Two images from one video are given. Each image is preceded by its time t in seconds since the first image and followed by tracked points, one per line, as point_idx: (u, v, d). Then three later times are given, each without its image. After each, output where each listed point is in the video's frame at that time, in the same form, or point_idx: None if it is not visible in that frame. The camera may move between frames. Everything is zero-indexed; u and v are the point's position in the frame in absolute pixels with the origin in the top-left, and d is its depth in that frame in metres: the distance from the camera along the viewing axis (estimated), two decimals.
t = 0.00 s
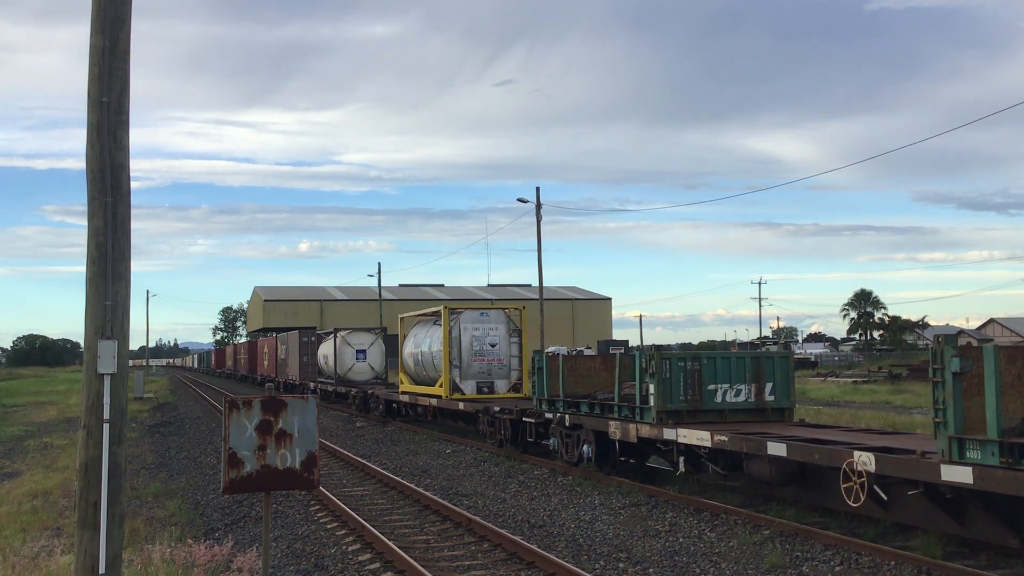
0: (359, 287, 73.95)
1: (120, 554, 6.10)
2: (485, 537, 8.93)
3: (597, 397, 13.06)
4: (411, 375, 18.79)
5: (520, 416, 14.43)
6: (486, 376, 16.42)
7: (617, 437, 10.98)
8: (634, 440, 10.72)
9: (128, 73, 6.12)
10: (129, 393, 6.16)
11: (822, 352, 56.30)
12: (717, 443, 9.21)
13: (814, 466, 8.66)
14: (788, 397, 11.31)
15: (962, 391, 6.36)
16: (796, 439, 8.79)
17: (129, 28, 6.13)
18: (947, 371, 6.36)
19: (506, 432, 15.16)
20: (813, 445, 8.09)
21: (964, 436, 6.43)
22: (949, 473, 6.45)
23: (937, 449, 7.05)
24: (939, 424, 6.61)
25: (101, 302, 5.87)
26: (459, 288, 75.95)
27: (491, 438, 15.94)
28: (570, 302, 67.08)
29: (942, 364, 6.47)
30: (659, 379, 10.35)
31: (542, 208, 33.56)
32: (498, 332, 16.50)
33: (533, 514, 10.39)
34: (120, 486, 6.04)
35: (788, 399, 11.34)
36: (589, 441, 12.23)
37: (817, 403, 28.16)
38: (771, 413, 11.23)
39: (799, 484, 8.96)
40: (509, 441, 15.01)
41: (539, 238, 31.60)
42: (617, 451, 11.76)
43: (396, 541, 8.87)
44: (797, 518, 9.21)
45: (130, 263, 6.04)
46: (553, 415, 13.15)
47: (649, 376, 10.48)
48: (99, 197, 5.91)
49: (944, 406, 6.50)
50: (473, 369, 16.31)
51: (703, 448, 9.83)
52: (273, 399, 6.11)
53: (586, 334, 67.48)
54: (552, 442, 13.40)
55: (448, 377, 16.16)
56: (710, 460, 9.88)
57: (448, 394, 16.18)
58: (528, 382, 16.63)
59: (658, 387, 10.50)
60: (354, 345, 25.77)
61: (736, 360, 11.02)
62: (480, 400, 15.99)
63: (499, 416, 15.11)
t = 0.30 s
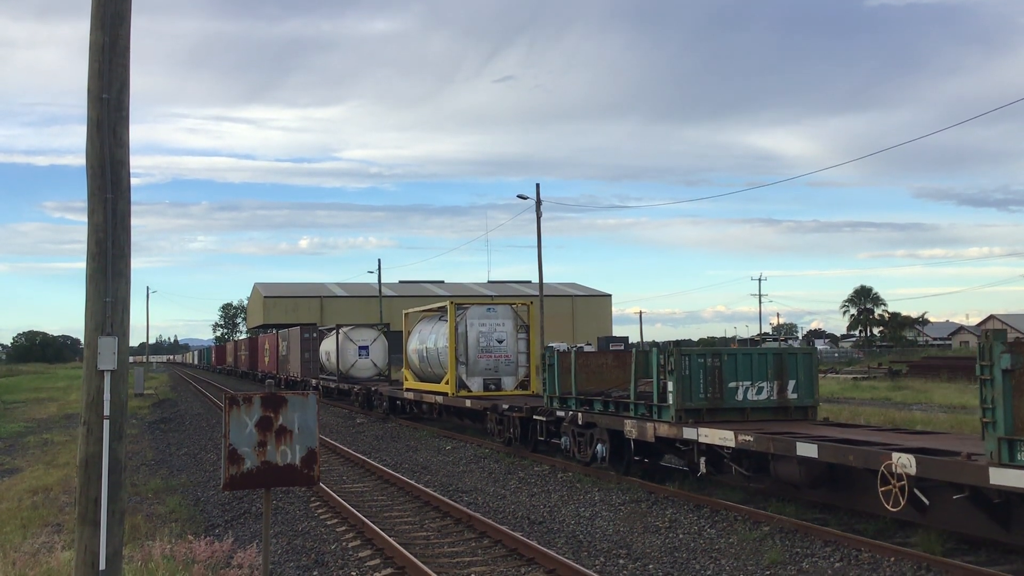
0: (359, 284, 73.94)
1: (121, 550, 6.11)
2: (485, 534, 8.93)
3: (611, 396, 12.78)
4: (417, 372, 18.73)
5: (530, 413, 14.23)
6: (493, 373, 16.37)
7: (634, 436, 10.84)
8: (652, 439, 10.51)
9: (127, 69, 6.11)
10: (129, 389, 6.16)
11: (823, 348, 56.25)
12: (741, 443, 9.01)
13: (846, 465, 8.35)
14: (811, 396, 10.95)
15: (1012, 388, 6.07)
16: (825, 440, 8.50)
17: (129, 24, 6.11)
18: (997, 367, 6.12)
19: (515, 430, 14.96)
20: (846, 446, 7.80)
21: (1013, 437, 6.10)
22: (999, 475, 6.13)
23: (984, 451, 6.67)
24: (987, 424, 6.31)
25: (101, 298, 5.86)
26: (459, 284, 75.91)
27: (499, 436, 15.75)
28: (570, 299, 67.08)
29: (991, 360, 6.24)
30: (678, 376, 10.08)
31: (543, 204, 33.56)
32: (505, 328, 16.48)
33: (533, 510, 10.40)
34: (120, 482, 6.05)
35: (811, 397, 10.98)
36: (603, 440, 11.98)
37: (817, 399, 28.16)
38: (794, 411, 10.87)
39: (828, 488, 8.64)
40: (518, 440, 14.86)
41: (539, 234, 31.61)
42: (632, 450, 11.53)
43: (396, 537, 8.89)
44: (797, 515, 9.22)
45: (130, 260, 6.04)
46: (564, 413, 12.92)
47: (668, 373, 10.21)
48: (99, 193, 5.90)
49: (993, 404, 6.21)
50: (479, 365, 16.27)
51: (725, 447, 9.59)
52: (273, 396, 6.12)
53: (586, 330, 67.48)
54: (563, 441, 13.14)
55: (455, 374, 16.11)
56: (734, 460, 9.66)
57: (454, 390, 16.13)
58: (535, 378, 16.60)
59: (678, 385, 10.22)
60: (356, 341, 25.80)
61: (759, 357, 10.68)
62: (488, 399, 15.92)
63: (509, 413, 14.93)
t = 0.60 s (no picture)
0: (359, 281, 73.85)
1: (121, 547, 6.11)
2: (485, 531, 8.93)
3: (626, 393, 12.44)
4: (423, 370, 18.67)
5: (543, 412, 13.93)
6: (501, 370, 16.32)
7: (651, 436, 10.53)
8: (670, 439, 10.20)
9: (127, 67, 6.10)
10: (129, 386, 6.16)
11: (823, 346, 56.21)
12: (768, 444, 8.57)
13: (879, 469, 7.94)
14: (837, 394, 10.56)
15: None
16: (856, 440, 8.10)
17: (128, 21, 6.10)
18: None
19: (526, 429, 14.65)
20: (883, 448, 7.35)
21: None
22: None
23: None
24: None
25: (101, 295, 5.86)
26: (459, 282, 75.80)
27: (508, 436, 15.43)
28: (570, 296, 67.09)
29: None
30: (698, 373, 9.82)
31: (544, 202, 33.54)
32: (513, 325, 16.41)
33: (533, 508, 10.40)
34: (120, 479, 6.05)
35: (837, 396, 10.60)
36: (617, 440, 11.66)
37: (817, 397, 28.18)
38: (819, 412, 10.50)
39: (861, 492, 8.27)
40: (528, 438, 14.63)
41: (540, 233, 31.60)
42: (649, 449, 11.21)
43: (396, 534, 8.89)
44: (797, 512, 9.22)
45: (130, 257, 6.04)
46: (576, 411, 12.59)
47: (688, 370, 9.96)
48: (99, 190, 5.90)
49: None
50: (486, 362, 16.20)
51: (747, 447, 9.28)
52: (273, 393, 6.12)
53: (586, 328, 67.47)
54: (575, 441, 12.80)
55: (462, 372, 16.04)
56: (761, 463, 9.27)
57: (461, 389, 16.04)
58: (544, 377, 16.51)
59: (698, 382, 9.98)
60: (359, 339, 25.76)
61: (782, 354, 10.38)
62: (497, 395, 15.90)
63: (520, 412, 14.65)
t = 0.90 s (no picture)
0: (359, 279, 73.83)
1: (121, 545, 6.12)
2: (485, 529, 8.94)
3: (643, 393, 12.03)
4: (428, 367, 18.62)
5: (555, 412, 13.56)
6: (508, 369, 16.29)
7: (671, 438, 10.20)
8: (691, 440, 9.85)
9: (127, 65, 6.10)
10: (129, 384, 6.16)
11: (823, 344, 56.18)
12: (798, 446, 8.24)
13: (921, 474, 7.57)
14: (864, 393, 10.05)
15: None
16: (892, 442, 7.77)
17: (128, 19, 6.09)
18: None
19: (536, 430, 14.29)
20: (924, 452, 6.98)
21: None
22: None
23: None
24: None
25: (101, 294, 5.86)
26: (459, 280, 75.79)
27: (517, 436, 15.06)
28: (570, 294, 67.07)
29: None
30: (720, 373, 9.39)
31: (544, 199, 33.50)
32: (521, 323, 16.30)
33: (533, 506, 10.41)
34: (120, 477, 6.06)
35: (865, 395, 10.07)
36: (633, 441, 11.25)
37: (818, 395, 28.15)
38: (846, 412, 9.96)
39: (901, 498, 7.90)
40: (538, 439, 14.27)
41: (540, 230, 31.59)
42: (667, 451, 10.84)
43: (396, 532, 8.90)
44: (796, 510, 9.24)
45: (130, 255, 6.04)
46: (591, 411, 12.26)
47: (710, 369, 9.52)
48: (99, 188, 5.89)
49: None
50: (494, 360, 16.15)
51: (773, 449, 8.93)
52: (273, 391, 6.12)
53: (586, 325, 67.47)
54: (588, 442, 12.43)
55: (468, 370, 15.97)
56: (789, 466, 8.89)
57: (467, 387, 15.98)
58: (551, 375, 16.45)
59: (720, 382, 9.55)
60: (361, 336, 25.73)
61: (808, 352, 9.89)
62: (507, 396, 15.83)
63: (529, 412, 14.29)
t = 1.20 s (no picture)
0: (359, 279, 73.80)
1: (121, 545, 6.12)
2: (485, 529, 8.94)
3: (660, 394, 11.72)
4: (434, 368, 18.53)
5: (567, 413, 13.28)
6: (516, 369, 16.18)
7: (691, 440, 9.95)
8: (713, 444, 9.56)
9: (127, 64, 6.10)
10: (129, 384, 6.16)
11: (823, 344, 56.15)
12: (830, 451, 7.92)
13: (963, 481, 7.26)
14: (894, 395, 9.80)
15: None
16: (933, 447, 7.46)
17: (128, 18, 6.09)
18: None
19: (547, 432, 14.01)
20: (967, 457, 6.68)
21: None
22: None
23: None
24: None
25: (101, 294, 5.86)
26: (459, 280, 75.73)
27: (528, 439, 14.79)
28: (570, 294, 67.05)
29: None
30: (744, 374, 9.13)
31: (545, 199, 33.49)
32: (528, 322, 16.25)
33: (533, 505, 10.41)
34: (120, 477, 6.06)
35: (895, 397, 9.83)
36: (650, 444, 10.99)
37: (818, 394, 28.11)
38: (875, 414, 9.71)
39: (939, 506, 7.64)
40: (550, 441, 14.00)
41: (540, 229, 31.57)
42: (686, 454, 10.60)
43: (396, 532, 8.91)
44: (796, 510, 9.23)
45: (130, 255, 6.04)
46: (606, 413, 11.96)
47: (734, 370, 9.26)
48: (99, 187, 5.89)
49: None
50: (501, 361, 16.07)
51: (802, 453, 8.64)
52: (273, 391, 6.12)
53: (586, 325, 67.44)
54: (604, 444, 12.16)
55: (476, 370, 15.90)
56: (819, 472, 8.62)
57: (475, 388, 15.92)
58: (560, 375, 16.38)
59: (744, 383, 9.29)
60: (364, 336, 25.72)
61: (836, 352, 9.64)
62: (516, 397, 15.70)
63: (540, 413, 14.03)
